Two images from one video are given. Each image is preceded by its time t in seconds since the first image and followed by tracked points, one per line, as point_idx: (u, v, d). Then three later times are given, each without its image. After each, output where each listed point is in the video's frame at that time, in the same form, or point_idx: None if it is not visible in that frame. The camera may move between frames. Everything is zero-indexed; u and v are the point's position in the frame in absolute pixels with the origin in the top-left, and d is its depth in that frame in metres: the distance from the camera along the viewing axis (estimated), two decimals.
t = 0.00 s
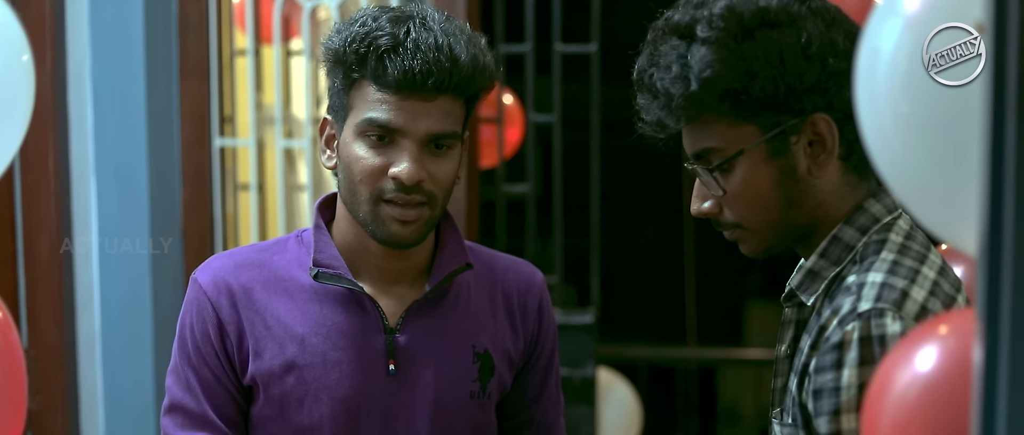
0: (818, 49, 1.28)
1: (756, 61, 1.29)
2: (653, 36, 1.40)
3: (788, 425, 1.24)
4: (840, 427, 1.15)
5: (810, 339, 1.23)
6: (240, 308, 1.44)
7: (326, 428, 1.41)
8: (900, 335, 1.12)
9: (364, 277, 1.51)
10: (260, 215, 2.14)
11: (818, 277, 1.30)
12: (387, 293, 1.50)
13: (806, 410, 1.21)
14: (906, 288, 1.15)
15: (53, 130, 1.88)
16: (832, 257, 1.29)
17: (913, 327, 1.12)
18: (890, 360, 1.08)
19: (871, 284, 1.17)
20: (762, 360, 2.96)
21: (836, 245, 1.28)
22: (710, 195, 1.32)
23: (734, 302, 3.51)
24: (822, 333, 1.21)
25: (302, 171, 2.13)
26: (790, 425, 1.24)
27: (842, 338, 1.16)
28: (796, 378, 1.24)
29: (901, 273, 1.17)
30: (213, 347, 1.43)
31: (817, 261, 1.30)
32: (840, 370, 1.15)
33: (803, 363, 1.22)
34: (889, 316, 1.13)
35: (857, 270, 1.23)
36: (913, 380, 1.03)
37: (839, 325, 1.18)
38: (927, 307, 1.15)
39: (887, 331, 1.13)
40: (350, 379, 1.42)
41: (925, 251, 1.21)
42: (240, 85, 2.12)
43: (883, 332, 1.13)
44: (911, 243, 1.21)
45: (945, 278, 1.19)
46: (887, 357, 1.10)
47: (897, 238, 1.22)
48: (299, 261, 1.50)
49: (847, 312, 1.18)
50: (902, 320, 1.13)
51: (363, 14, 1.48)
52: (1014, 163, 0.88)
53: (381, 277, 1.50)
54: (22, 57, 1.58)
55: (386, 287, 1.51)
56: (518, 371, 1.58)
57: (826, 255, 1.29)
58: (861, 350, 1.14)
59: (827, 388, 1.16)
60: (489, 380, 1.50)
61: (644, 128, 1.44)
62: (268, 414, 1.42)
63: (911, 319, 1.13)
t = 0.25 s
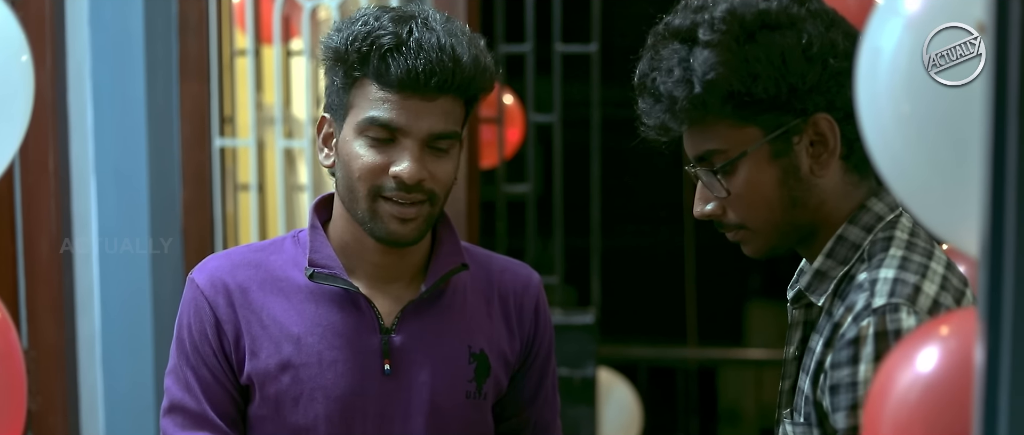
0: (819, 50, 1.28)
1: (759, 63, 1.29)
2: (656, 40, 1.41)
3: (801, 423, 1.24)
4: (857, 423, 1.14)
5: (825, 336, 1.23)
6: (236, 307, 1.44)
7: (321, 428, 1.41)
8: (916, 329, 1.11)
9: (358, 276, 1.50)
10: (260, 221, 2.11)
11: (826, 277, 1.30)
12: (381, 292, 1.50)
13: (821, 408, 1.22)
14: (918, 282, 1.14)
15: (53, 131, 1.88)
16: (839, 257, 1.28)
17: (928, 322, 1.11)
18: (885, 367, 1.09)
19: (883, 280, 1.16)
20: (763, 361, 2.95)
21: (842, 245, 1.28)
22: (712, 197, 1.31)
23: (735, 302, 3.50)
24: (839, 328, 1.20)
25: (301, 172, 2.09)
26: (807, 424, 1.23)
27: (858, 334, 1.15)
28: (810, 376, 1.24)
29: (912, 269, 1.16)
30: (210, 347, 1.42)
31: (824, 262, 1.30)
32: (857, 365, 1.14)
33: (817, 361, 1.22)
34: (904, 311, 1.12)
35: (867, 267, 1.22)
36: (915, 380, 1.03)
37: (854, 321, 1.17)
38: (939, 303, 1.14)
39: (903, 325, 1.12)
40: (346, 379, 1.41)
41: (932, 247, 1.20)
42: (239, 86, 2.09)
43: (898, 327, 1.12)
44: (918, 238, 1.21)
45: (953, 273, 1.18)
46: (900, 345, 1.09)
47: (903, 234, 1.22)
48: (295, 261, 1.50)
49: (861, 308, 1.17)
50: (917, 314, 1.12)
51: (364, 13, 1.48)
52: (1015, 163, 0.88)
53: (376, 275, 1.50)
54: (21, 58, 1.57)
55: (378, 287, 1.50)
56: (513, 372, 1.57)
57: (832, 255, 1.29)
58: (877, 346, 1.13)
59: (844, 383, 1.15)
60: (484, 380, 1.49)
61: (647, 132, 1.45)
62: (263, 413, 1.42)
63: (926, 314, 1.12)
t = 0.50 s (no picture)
0: (817, 50, 1.28)
1: (759, 62, 1.28)
2: (655, 41, 1.41)
3: (804, 421, 1.25)
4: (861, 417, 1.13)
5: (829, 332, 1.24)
6: (231, 308, 1.44)
7: (317, 429, 1.40)
8: (918, 323, 1.11)
9: (356, 277, 1.50)
10: (256, 219, 2.14)
11: (826, 276, 1.30)
12: (377, 296, 1.50)
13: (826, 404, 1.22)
14: (920, 277, 1.14)
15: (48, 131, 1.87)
16: (838, 256, 1.28)
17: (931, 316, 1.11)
18: (882, 368, 1.09)
19: (885, 276, 1.16)
20: (761, 362, 2.95)
21: (841, 244, 1.28)
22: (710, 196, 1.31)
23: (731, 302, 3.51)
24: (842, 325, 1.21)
25: (296, 172, 2.13)
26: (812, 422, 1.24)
27: (862, 329, 1.15)
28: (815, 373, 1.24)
29: (913, 264, 1.16)
30: (204, 348, 1.42)
31: (824, 261, 1.30)
32: (861, 360, 1.14)
33: (821, 356, 1.23)
34: (907, 306, 1.12)
35: (867, 264, 1.22)
36: (911, 381, 1.03)
37: (858, 316, 1.17)
38: (941, 297, 1.13)
39: (906, 320, 1.12)
40: (342, 380, 1.41)
41: (931, 244, 1.19)
42: (235, 85, 2.11)
43: (902, 321, 1.12)
44: (917, 234, 1.20)
45: (953, 270, 1.17)
46: (903, 339, 1.09)
47: (901, 231, 1.21)
48: (289, 262, 1.50)
49: (864, 304, 1.17)
50: (919, 309, 1.12)
51: (360, 17, 1.45)
52: (1013, 159, 0.84)
53: (376, 275, 1.49)
54: (15, 58, 1.56)
55: (375, 286, 1.50)
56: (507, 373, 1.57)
57: (831, 254, 1.29)
58: (880, 340, 1.12)
59: (848, 378, 1.15)
60: (479, 380, 1.49)
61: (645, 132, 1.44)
62: (259, 415, 1.42)
63: (929, 308, 1.12)
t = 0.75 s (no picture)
0: (823, 53, 1.28)
1: (765, 65, 1.28)
2: (659, 40, 1.41)
3: (808, 419, 1.25)
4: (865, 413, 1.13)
5: (834, 329, 1.24)
6: (229, 311, 1.43)
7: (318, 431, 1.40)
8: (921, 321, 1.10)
9: (355, 278, 1.50)
10: (256, 219, 2.11)
11: (829, 276, 1.30)
12: (375, 297, 1.50)
13: (830, 403, 1.22)
14: (923, 275, 1.14)
15: (48, 132, 1.88)
16: (840, 255, 1.28)
17: (934, 313, 1.11)
18: (881, 369, 1.09)
19: (889, 273, 1.16)
20: (761, 362, 2.94)
21: (843, 243, 1.28)
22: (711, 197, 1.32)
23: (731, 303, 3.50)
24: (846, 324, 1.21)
25: (297, 173, 2.09)
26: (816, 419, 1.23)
27: (866, 325, 1.15)
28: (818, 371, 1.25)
29: (915, 262, 1.16)
30: (202, 351, 1.42)
31: (826, 259, 1.29)
32: (864, 356, 1.14)
33: (825, 354, 1.23)
34: (910, 303, 1.12)
35: (870, 263, 1.22)
36: (910, 382, 1.03)
37: (862, 314, 1.17)
38: (944, 294, 1.13)
39: (909, 317, 1.11)
40: (342, 381, 1.41)
41: (933, 241, 1.19)
42: (235, 86, 2.08)
43: (905, 318, 1.12)
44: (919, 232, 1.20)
45: (954, 266, 1.17)
46: (906, 338, 1.09)
47: (903, 230, 1.21)
48: (286, 263, 1.50)
49: (869, 301, 1.17)
50: (923, 306, 1.11)
51: (370, 13, 1.45)
52: (1012, 159, 0.84)
53: (375, 277, 1.49)
54: (13, 59, 1.56)
55: (373, 287, 1.50)
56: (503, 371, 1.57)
57: (834, 253, 1.29)
58: (884, 337, 1.12)
59: (852, 374, 1.15)
60: (477, 379, 1.49)
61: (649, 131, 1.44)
62: (258, 417, 1.41)
63: (932, 306, 1.12)
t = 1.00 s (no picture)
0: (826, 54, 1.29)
1: (769, 65, 1.28)
2: (663, 42, 1.40)
3: (811, 414, 1.24)
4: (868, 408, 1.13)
5: (838, 324, 1.24)
6: (227, 311, 1.43)
7: (318, 429, 1.40)
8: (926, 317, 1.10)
9: (351, 277, 1.50)
10: (256, 219, 2.11)
11: (831, 272, 1.29)
12: (371, 294, 1.50)
13: (834, 399, 1.22)
14: (927, 272, 1.13)
15: (47, 131, 1.88)
16: (843, 252, 1.28)
17: (938, 310, 1.10)
18: (882, 367, 1.08)
19: (892, 270, 1.16)
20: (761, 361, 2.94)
21: (846, 240, 1.28)
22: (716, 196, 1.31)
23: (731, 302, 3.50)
24: (851, 318, 1.21)
25: (296, 173, 2.10)
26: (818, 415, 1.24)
27: (870, 321, 1.15)
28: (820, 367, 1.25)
29: (919, 259, 1.15)
30: (202, 351, 1.42)
31: (829, 257, 1.29)
32: (869, 351, 1.14)
33: (829, 348, 1.23)
34: (915, 299, 1.11)
35: (874, 260, 1.22)
36: (910, 381, 1.02)
37: (867, 309, 1.17)
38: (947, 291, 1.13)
39: (914, 313, 1.11)
40: (341, 380, 1.41)
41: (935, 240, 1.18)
42: (235, 84, 2.09)
43: (909, 314, 1.11)
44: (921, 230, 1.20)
45: (957, 263, 1.18)
46: (910, 335, 1.08)
47: (905, 228, 1.21)
48: (283, 263, 1.50)
49: (874, 297, 1.17)
50: (927, 303, 1.11)
51: (367, 11, 1.46)
52: (1011, 159, 0.83)
53: (369, 277, 1.49)
54: (12, 57, 1.56)
55: (370, 287, 1.50)
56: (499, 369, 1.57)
57: (836, 250, 1.28)
58: (889, 332, 1.12)
59: (856, 370, 1.15)
60: (474, 377, 1.49)
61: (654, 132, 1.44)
62: (258, 417, 1.41)
63: (936, 302, 1.11)
